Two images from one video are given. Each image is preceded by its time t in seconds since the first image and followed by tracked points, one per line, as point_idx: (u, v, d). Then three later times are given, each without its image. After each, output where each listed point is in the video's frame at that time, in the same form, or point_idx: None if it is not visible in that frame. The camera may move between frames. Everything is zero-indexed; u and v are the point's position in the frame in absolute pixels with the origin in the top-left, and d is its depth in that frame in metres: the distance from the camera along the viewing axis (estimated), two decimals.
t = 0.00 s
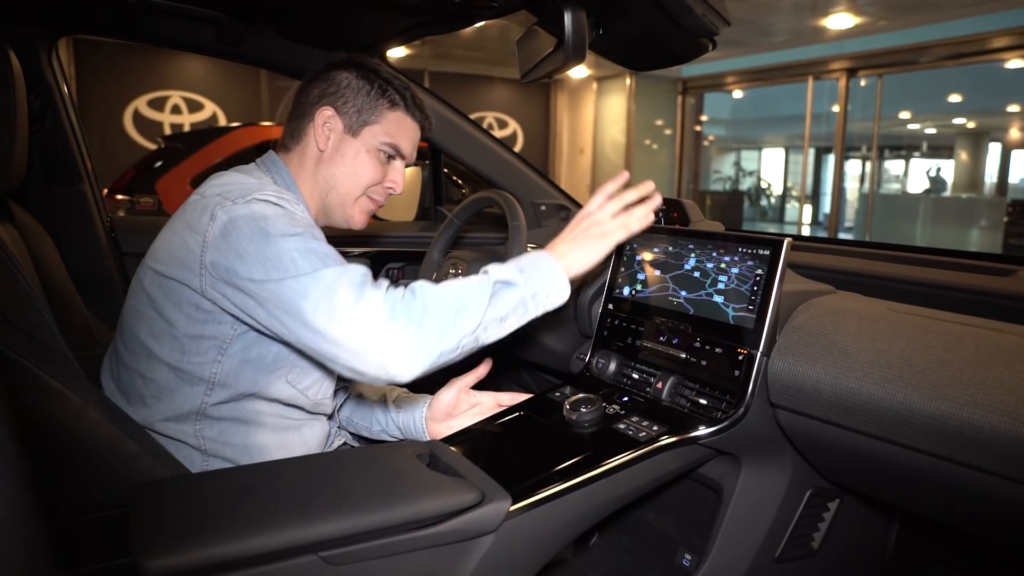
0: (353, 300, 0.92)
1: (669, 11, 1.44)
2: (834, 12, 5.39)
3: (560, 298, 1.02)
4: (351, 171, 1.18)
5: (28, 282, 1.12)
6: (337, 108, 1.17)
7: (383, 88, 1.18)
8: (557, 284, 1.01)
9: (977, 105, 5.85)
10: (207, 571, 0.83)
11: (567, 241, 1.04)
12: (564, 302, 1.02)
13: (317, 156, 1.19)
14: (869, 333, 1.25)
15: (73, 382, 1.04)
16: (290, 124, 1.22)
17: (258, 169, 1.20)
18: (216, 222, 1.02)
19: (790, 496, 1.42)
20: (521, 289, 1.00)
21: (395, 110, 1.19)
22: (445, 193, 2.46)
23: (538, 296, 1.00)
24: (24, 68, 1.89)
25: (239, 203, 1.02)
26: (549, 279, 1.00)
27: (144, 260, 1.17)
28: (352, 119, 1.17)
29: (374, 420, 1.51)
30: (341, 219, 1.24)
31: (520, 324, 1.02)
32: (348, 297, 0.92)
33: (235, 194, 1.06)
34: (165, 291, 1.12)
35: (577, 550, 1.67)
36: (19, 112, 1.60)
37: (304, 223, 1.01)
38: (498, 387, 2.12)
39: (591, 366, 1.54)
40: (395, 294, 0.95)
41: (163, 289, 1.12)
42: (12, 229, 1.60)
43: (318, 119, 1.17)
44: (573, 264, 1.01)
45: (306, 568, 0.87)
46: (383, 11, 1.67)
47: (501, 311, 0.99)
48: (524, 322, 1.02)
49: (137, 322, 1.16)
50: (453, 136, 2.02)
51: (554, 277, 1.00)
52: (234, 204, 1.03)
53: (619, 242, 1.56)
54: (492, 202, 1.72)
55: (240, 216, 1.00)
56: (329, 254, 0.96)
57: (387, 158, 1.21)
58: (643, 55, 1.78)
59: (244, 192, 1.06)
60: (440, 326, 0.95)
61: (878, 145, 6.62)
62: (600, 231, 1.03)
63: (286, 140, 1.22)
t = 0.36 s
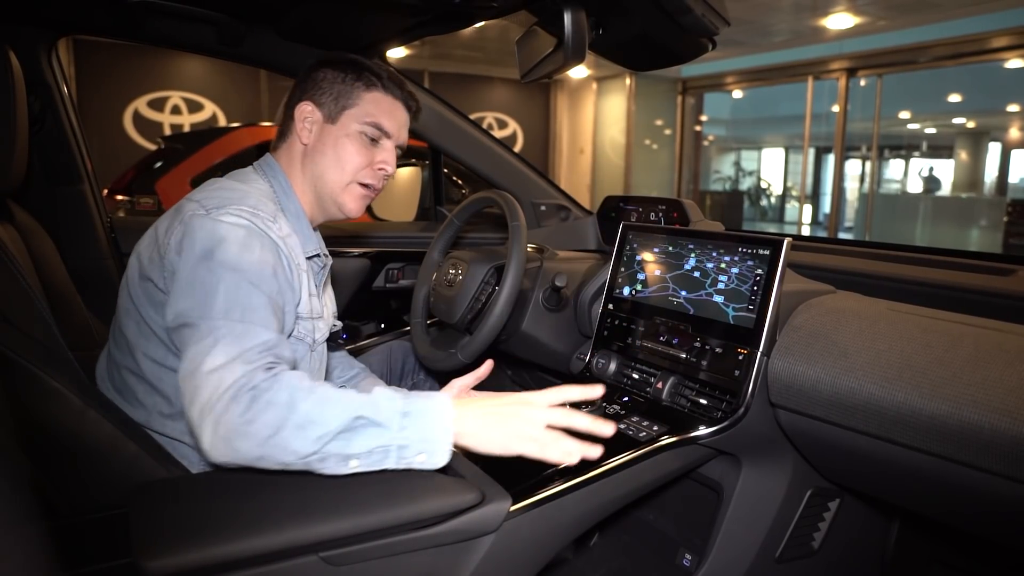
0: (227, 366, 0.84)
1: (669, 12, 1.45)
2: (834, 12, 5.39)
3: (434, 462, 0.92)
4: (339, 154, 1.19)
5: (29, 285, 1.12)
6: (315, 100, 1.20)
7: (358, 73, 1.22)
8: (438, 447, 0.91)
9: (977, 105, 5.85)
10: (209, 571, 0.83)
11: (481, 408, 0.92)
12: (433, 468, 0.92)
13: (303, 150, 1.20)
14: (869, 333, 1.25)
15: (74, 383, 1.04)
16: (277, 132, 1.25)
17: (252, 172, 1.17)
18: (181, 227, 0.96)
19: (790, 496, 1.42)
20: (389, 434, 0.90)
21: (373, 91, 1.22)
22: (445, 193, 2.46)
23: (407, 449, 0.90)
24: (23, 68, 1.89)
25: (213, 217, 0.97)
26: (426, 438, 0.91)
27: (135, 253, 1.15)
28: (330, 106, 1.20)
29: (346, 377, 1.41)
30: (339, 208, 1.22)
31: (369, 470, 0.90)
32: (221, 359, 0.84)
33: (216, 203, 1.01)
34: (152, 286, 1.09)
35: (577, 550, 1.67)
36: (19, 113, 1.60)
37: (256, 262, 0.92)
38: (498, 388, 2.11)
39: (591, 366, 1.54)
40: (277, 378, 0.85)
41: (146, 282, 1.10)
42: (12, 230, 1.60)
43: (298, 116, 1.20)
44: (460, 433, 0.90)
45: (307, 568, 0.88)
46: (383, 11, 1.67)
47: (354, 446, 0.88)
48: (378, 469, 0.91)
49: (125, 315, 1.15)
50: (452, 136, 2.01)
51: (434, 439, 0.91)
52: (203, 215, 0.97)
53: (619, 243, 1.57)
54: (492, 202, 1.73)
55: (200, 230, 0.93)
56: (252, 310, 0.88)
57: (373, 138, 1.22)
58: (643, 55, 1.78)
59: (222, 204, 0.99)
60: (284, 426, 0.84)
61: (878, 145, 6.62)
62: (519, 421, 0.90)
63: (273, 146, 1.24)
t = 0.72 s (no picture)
0: (171, 391, 0.86)
1: (669, 11, 1.45)
2: (834, 12, 5.39)
3: (362, 431, 0.99)
4: (300, 148, 1.16)
5: (29, 287, 1.13)
6: (268, 91, 1.15)
7: (308, 53, 1.16)
8: (363, 414, 0.99)
9: (977, 105, 5.84)
10: (208, 571, 0.83)
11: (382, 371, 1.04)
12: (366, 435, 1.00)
13: (264, 145, 1.17)
14: (869, 333, 1.24)
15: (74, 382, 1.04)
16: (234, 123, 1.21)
17: (220, 174, 1.16)
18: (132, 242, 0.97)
19: (790, 497, 1.42)
20: (322, 417, 0.97)
21: (327, 72, 1.16)
22: (445, 193, 2.45)
23: (339, 425, 0.98)
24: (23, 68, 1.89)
25: (165, 229, 0.97)
26: (354, 410, 0.98)
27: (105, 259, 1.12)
28: (285, 95, 1.15)
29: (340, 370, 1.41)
30: (311, 200, 1.21)
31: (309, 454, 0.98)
32: (165, 382, 0.86)
33: (170, 214, 1.00)
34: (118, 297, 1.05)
35: (577, 550, 1.67)
36: (19, 113, 1.60)
37: (207, 279, 0.93)
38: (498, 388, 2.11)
39: (591, 367, 1.54)
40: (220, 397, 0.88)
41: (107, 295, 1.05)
42: (12, 229, 1.60)
43: (253, 109, 1.16)
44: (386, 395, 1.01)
45: (306, 568, 0.88)
46: (382, 11, 1.67)
47: (288, 439, 0.95)
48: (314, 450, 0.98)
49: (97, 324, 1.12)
50: (452, 136, 2.01)
51: (362, 409, 0.99)
52: (155, 231, 0.97)
53: (619, 243, 1.56)
54: (492, 202, 1.72)
55: (150, 247, 0.94)
56: (200, 332, 0.90)
57: (333, 124, 1.18)
58: (643, 55, 1.78)
59: (176, 216, 0.99)
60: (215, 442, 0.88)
61: (878, 145, 6.62)
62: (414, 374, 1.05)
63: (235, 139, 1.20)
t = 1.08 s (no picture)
0: (190, 408, 0.87)
1: (669, 11, 1.45)
2: (834, 12, 5.39)
3: (367, 448, 1.05)
4: (281, 162, 1.10)
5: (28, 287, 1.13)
6: (240, 103, 1.08)
7: (277, 57, 1.06)
8: (370, 434, 1.05)
9: (977, 105, 5.84)
10: (209, 572, 0.83)
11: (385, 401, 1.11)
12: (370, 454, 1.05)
13: (246, 158, 1.13)
14: (868, 333, 1.24)
15: (73, 383, 1.04)
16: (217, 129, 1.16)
17: (206, 179, 1.14)
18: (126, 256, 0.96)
19: (790, 497, 1.42)
20: (332, 435, 1.01)
21: (299, 78, 1.07)
22: (445, 193, 2.45)
23: (348, 443, 1.03)
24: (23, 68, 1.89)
25: (157, 243, 0.95)
26: (363, 428, 1.05)
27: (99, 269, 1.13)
28: (258, 108, 1.08)
29: (333, 371, 1.41)
30: (301, 208, 1.17)
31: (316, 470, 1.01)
32: (183, 399, 0.87)
33: (158, 228, 0.98)
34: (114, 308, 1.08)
35: (578, 550, 1.67)
36: (19, 114, 1.60)
37: (208, 290, 0.93)
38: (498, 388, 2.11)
39: (591, 367, 1.54)
40: (240, 417, 0.91)
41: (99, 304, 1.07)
42: (12, 230, 1.60)
43: (229, 122, 1.10)
44: (392, 422, 1.08)
45: (306, 569, 0.88)
46: (382, 11, 1.67)
47: (301, 457, 0.97)
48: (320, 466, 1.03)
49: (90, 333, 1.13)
50: (452, 137, 2.01)
51: (371, 427, 1.05)
52: (148, 244, 0.96)
53: (619, 243, 1.56)
54: (493, 203, 1.72)
55: (147, 260, 0.93)
56: (209, 345, 0.90)
57: (312, 132, 1.10)
58: (643, 55, 1.78)
59: (167, 227, 0.98)
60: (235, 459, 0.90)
61: (878, 145, 6.62)
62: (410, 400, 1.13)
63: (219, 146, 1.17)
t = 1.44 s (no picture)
0: (191, 403, 0.87)
1: (669, 11, 1.45)
2: (834, 12, 5.39)
3: (373, 449, 1.04)
4: (304, 168, 1.11)
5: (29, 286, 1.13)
6: (276, 104, 1.09)
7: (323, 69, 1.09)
8: (378, 434, 1.03)
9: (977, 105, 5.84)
10: (208, 572, 0.83)
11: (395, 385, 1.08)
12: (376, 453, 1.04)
13: (269, 158, 1.13)
14: (868, 333, 1.25)
15: (73, 383, 1.04)
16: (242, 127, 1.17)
17: (220, 179, 1.14)
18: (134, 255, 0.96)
19: (790, 497, 1.42)
20: (339, 437, 1.00)
21: (340, 92, 1.10)
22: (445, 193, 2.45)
23: (353, 445, 1.01)
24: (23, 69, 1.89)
25: (165, 242, 0.95)
26: (370, 430, 1.02)
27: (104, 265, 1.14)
28: (294, 111, 1.09)
29: (335, 372, 1.41)
30: (312, 216, 1.17)
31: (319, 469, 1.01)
32: (184, 394, 0.87)
33: (167, 226, 0.98)
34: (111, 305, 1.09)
35: (578, 550, 1.67)
36: (19, 114, 1.60)
37: (214, 289, 0.93)
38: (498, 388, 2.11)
39: (591, 367, 1.55)
40: (242, 411, 0.90)
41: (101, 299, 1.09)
42: (12, 230, 1.60)
43: (260, 120, 1.11)
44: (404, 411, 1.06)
45: (306, 568, 0.88)
46: (382, 11, 1.67)
47: (307, 455, 0.97)
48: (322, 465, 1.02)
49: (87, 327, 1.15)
50: (452, 137, 2.01)
51: (378, 428, 1.03)
52: (157, 242, 0.96)
53: (619, 243, 1.56)
54: (492, 203, 1.72)
55: (155, 258, 0.93)
56: (213, 341, 0.90)
57: (341, 144, 1.13)
58: (643, 55, 1.78)
59: (177, 226, 0.98)
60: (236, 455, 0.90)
61: (878, 145, 6.62)
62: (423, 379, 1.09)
63: (241, 144, 1.16)
